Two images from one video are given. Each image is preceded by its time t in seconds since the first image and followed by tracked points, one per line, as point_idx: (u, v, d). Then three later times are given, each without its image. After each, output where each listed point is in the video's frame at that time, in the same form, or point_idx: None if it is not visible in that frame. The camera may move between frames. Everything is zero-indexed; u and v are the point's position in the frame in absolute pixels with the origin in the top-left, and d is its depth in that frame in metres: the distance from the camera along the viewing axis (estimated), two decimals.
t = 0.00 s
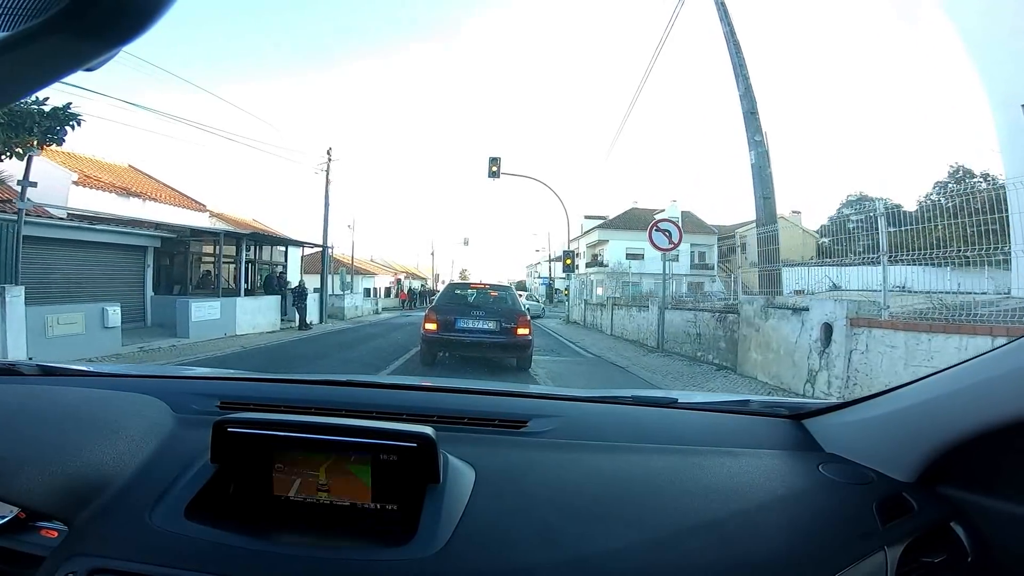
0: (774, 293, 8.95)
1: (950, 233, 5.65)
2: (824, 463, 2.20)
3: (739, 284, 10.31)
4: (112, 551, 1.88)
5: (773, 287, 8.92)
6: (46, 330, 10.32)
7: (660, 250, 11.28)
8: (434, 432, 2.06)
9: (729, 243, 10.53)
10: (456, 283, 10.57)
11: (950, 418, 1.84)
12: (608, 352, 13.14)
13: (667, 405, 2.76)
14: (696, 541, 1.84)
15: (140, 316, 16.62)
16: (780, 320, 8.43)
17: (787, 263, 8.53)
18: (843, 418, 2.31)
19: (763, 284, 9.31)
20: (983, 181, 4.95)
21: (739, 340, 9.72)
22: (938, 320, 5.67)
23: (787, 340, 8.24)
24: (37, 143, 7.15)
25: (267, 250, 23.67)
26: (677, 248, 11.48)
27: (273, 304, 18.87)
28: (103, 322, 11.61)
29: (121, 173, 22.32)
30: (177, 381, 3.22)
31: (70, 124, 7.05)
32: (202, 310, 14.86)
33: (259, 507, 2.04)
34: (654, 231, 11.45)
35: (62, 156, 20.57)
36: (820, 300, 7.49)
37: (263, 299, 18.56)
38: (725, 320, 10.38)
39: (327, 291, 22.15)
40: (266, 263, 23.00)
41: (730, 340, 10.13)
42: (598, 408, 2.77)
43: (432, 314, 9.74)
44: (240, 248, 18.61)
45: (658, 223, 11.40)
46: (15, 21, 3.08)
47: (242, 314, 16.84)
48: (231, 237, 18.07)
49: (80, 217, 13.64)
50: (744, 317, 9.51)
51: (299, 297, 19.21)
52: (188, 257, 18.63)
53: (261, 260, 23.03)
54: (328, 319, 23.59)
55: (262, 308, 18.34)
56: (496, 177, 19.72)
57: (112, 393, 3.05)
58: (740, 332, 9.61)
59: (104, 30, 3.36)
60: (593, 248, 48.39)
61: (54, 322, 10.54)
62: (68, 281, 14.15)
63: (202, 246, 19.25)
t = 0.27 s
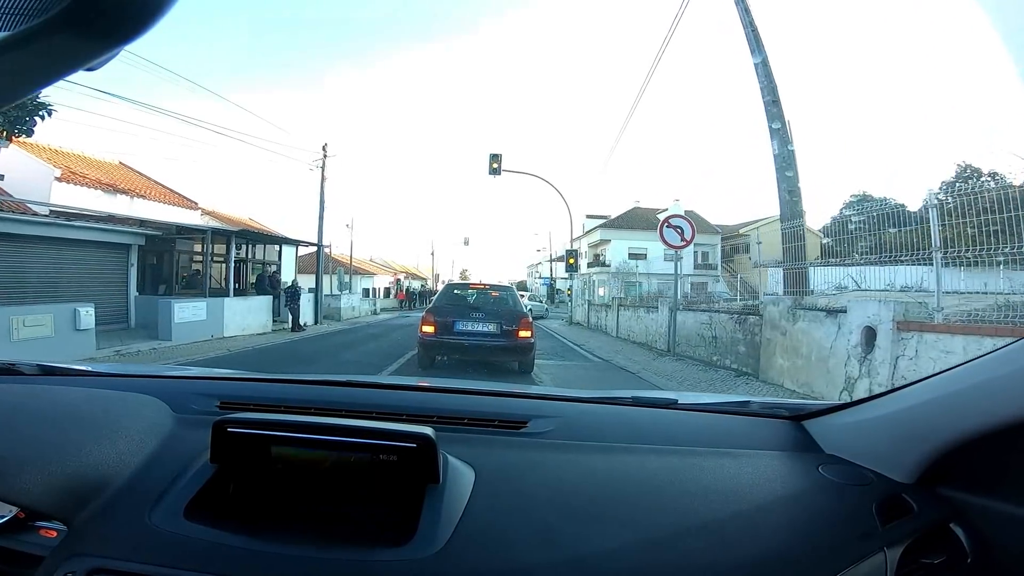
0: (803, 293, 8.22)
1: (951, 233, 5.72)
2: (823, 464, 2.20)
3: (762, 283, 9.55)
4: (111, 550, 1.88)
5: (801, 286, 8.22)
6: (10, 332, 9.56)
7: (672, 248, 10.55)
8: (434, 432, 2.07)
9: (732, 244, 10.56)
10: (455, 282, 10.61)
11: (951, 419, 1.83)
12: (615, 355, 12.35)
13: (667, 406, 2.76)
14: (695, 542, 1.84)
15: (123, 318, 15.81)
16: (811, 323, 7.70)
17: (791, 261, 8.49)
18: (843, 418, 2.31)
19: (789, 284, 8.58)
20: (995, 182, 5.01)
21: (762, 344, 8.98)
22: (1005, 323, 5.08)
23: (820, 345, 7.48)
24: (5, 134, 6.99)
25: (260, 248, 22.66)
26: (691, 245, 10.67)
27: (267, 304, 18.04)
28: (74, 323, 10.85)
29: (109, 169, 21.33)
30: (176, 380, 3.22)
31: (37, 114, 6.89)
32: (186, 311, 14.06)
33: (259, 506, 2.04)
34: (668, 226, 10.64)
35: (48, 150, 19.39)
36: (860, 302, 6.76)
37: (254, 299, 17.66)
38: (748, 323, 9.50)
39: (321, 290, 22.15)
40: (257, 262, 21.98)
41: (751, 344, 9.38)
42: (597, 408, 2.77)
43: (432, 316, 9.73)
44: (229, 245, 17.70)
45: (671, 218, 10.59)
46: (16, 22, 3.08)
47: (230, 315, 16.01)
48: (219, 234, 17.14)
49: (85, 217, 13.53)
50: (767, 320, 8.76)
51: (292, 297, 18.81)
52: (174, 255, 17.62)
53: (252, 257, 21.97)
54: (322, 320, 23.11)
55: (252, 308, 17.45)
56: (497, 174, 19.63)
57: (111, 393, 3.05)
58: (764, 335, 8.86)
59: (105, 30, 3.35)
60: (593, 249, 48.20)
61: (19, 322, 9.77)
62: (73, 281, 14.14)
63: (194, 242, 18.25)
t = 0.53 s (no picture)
0: (830, 293, 7.68)
1: (949, 235, 5.79)
2: (824, 464, 2.20)
3: (783, 283, 8.98)
4: (111, 550, 1.89)
5: (827, 287, 7.71)
6: None
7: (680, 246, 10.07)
8: (435, 432, 2.07)
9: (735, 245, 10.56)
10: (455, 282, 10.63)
11: (952, 419, 1.83)
12: (623, 359, 11.77)
13: (667, 406, 2.76)
14: (695, 542, 1.84)
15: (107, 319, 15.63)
16: (841, 326, 7.14)
17: (796, 262, 8.51)
18: (844, 418, 2.31)
19: (813, 284, 8.06)
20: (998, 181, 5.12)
21: (784, 348, 8.41)
22: None
23: (851, 351, 6.93)
24: None
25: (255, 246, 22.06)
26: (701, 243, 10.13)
27: (258, 305, 17.85)
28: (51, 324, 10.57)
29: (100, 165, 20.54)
30: (176, 380, 3.22)
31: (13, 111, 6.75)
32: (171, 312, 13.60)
33: (258, 506, 2.04)
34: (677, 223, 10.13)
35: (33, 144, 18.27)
36: (899, 303, 6.22)
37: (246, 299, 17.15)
38: (769, 325, 8.93)
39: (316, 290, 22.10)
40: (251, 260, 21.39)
41: (771, 348, 8.81)
42: (598, 408, 2.77)
43: (432, 317, 9.73)
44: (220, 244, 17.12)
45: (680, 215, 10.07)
46: (17, 22, 3.09)
47: (219, 316, 15.49)
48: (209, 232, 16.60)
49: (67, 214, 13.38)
50: (790, 323, 8.19)
51: (285, 296, 18.48)
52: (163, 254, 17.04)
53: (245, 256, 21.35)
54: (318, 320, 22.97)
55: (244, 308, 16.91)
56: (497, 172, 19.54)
57: (111, 393, 3.04)
58: (786, 339, 8.29)
59: (105, 30, 3.36)
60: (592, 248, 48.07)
61: None
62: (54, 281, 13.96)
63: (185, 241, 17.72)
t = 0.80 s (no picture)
0: (854, 293, 7.18)
1: (949, 236, 5.85)
2: (824, 464, 2.19)
3: (802, 282, 8.43)
4: (111, 551, 1.88)
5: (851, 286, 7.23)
6: None
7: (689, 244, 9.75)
8: (435, 432, 2.07)
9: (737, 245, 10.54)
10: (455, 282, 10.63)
11: (954, 419, 1.83)
12: (629, 363, 11.31)
13: (667, 406, 2.76)
14: (696, 542, 1.84)
15: (94, 320, 15.55)
16: (867, 329, 6.59)
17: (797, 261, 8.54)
18: (845, 418, 2.30)
19: (835, 284, 7.59)
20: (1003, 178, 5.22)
21: (803, 353, 7.82)
22: None
23: (880, 356, 6.39)
24: None
25: (248, 245, 21.90)
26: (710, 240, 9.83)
27: (253, 305, 17.85)
28: (29, 326, 10.22)
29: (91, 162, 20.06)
30: (176, 381, 3.22)
31: None
32: (159, 313, 13.42)
33: (259, 507, 2.04)
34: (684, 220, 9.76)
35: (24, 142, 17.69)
36: (934, 304, 5.64)
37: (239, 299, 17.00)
38: (787, 326, 8.33)
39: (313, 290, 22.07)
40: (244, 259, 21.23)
41: (789, 352, 8.21)
42: (598, 408, 2.77)
43: (432, 317, 9.73)
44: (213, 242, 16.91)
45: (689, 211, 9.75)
46: (17, 22, 3.11)
47: (209, 316, 15.33)
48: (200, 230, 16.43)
49: (50, 211, 13.35)
50: (810, 325, 7.62)
51: (280, 296, 18.30)
52: (153, 253, 16.91)
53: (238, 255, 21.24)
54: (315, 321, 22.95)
55: (235, 309, 16.75)
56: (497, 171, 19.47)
57: (111, 394, 3.04)
58: (806, 342, 7.71)
59: (105, 30, 3.36)
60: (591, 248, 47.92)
61: None
62: (42, 280, 13.80)
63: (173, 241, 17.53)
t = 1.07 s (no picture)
0: (871, 294, 6.98)
1: (948, 236, 5.89)
2: (824, 464, 2.20)
3: (816, 282, 8.13)
4: (111, 551, 1.88)
5: (867, 287, 7.03)
6: None
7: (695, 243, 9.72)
8: (435, 432, 2.07)
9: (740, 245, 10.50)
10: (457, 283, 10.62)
11: (953, 419, 1.83)
12: (633, 365, 11.22)
13: (668, 406, 2.76)
14: (696, 541, 1.84)
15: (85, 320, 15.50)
16: (887, 331, 6.44)
17: (799, 262, 8.55)
18: (844, 418, 2.31)
19: (852, 284, 7.33)
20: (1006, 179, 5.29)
21: (817, 356, 7.66)
22: None
23: (900, 360, 6.26)
24: None
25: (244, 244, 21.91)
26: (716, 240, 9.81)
27: (248, 305, 17.89)
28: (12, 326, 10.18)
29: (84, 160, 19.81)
30: (176, 381, 3.22)
31: None
32: (149, 312, 13.36)
33: (258, 507, 2.04)
34: (691, 218, 9.71)
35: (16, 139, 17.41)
36: (962, 305, 5.58)
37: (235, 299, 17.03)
38: (801, 329, 8.13)
39: (310, 290, 22.09)
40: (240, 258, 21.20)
41: (802, 355, 8.01)
42: (598, 408, 2.77)
43: (432, 318, 9.73)
44: (208, 241, 16.83)
45: (696, 209, 9.70)
46: (16, 22, 3.08)
47: (203, 317, 15.33)
48: (193, 229, 16.42)
49: (38, 210, 13.40)
50: (825, 327, 7.44)
51: (276, 296, 18.19)
52: (145, 253, 17.17)
53: (234, 254, 21.20)
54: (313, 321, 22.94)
55: (231, 310, 16.74)
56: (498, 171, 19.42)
57: (111, 394, 3.04)
58: (819, 344, 7.55)
59: (104, 30, 3.36)
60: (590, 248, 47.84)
61: None
62: (33, 278, 13.71)
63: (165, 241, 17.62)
